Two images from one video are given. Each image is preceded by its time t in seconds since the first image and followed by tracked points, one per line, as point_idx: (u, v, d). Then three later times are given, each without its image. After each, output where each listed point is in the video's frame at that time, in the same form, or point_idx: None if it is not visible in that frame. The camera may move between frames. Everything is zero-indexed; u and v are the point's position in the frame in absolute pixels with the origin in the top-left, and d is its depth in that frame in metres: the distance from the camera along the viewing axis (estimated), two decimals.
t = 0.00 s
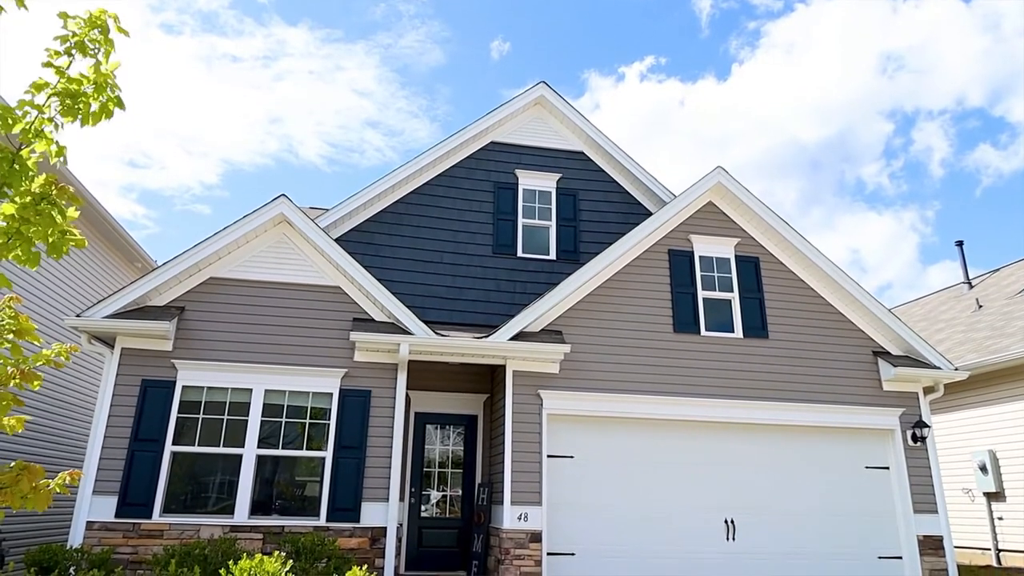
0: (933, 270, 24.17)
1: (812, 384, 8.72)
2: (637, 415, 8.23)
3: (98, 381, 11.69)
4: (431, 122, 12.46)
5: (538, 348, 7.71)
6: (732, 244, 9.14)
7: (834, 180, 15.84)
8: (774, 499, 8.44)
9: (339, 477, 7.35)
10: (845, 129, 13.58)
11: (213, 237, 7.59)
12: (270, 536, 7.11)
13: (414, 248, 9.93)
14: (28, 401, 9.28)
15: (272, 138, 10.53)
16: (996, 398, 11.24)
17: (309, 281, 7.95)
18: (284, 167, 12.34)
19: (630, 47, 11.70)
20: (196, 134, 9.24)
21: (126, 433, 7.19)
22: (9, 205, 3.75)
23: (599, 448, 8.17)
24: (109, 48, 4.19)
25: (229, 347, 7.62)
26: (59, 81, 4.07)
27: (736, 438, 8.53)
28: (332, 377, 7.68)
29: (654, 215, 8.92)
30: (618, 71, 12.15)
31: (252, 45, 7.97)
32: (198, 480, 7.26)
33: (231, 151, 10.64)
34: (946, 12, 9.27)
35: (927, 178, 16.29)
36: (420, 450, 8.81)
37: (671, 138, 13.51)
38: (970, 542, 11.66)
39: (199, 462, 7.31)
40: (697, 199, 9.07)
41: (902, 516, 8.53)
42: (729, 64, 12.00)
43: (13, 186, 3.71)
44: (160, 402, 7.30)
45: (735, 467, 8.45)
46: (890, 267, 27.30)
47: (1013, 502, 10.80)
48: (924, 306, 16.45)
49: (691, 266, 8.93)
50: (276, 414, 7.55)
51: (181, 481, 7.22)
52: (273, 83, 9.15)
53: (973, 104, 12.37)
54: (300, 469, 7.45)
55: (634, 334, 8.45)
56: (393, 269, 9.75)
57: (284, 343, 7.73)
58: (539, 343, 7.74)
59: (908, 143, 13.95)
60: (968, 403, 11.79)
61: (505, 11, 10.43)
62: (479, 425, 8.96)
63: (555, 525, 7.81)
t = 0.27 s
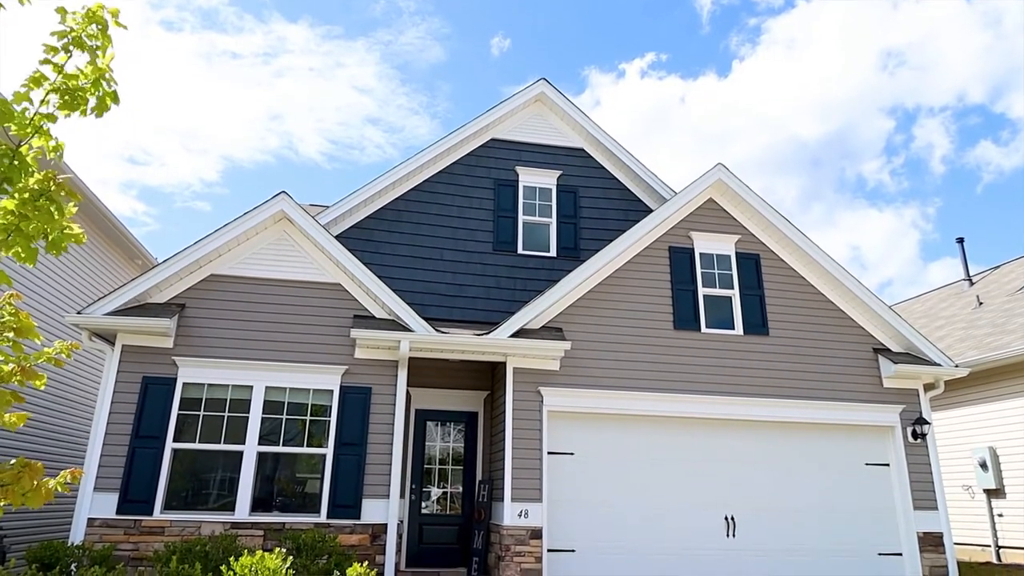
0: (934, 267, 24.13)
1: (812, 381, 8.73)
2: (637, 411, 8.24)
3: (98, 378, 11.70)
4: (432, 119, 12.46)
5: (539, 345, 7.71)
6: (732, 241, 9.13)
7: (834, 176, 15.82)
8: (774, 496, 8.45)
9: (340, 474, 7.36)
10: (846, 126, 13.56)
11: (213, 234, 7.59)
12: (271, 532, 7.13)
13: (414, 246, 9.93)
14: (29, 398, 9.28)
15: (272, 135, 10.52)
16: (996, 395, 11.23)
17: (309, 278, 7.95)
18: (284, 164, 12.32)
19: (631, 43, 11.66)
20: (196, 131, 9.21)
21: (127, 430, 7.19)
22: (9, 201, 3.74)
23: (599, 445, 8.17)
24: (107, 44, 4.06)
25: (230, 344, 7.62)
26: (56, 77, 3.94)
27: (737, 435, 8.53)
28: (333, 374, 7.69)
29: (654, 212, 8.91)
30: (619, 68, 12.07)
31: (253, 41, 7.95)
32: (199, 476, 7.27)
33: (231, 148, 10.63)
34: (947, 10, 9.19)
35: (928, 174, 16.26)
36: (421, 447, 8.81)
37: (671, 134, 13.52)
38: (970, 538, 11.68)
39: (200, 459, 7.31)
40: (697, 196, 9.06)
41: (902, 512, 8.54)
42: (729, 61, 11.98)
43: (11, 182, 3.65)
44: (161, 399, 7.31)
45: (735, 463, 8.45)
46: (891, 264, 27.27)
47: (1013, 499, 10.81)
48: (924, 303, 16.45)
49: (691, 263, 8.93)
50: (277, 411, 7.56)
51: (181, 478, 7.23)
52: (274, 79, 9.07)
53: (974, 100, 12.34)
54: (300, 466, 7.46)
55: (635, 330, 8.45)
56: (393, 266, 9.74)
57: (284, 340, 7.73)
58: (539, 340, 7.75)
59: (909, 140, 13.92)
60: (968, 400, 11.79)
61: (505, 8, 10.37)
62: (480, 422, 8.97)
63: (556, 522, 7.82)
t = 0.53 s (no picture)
0: (934, 264, 24.10)
1: (813, 379, 8.73)
2: (638, 409, 8.24)
3: (99, 376, 11.70)
4: (432, 116, 12.46)
5: (539, 342, 7.72)
6: (733, 238, 9.13)
7: (835, 173, 15.80)
8: (775, 493, 8.46)
9: (340, 470, 7.37)
10: (847, 123, 13.54)
11: (213, 232, 7.59)
12: (272, 529, 7.14)
13: (414, 243, 9.92)
14: (29, 397, 9.28)
15: (272, 133, 10.51)
16: (996, 392, 11.24)
17: (309, 276, 7.95)
18: (284, 162, 12.31)
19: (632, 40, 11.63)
20: (196, 128, 9.17)
21: (127, 427, 7.20)
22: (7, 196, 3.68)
23: (600, 442, 8.18)
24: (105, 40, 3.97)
25: (230, 341, 7.62)
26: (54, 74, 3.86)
27: (737, 432, 8.54)
28: (333, 371, 7.69)
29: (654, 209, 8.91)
30: (620, 64, 12.05)
31: (252, 37, 7.87)
32: (200, 474, 7.28)
33: (231, 145, 10.61)
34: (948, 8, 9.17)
35: (929, 172, 16.24)
36: (421, 444, 8.82)
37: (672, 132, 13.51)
38: (970, 535, 11.70)
39: (201, 456, 7.32)
40: (698, 193, 9.05)
41: (902, 509, 8.55)
42: (730, 58, 11.96)
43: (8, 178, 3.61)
44: (161, 397, 7.31)
45: (735, 461, 8.46)
46: (891, 261, 27.25)
47: (1013, 496, 10.82)
48: (925, 300, 16.45)
49: (692, 261, 8.93)
50: (277, 409, 7.57)
51: (182, 475, 7.24)
52: (274, 76, 9.09)
53: (975, 97, 12.32)
54: (301, 464, 7.47)
55: (635, 327, 8.45)
56: (394, 263, 9.74)
57: (285, 337, 7.73)
58: (539, 337, 7.75)
59: (910, 137, 13.90)
60: (968, 397, 11.79)
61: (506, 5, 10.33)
62: (480, 419, 8.97)
63: (556, 519, 7.83)
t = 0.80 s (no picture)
0: (936, 261, 24.08)
1: (813, 375, 8.74)
2: (638, 405, 8.25)
3: (100, 372, 11.71)
4: (432, 112, 12.46)
5: (540, 339, 7.72)
6: (733, 235, 9.12)
7: (836, 169, 15.78)
8: (775, 490, 8.47)
9: (341, 466, 7.38)
10: (848, 119, 13.52)
11: (214, 228, 7.59)
12: (273, 525, 7.15)
13: (415, 239, 9.92)
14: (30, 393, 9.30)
15: (272, 129, 10.51)
16: (996, 388, 11.25)
17: (310, 272, 7.95)
18: (285, 158, 12.29)
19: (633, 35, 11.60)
20: (197, 125, 9.16)
21: (128, 423, 7.21)
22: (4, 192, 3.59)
23: (600, 438, 8.19)
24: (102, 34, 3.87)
25: (231, 338, 7.63)
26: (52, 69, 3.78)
27: (737, 428, 8.55)
28: (334, 367, 7.70)
29: (655, 206, 8.91)
30: (621, 60, 12.06)
31: (251, 34, 7.69)
32: (201, 470, 7.30)
33: (231, 142, 10.59)
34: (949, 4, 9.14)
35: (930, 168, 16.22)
36: (422, 440, 8.83)
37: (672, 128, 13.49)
38: (970, 531, 11.72)
39: (202, 452, 7.33)
40: (698, 189, 9.05)
41: (902, 505, 8.56)
42: (731, 54, 11.95)
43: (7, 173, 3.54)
44: (162, 393, 7.32)
45: (735, 458, 8.46)
46: (892, 258, 27.23)
47: (1013, 492, 10.84)
48: (925, 296, 16.46)
49: (692, 257, 8.93)
50: (278, 405, 7.58)
51: (184, 471, 7.25)
52: (275, 72, 9.11)
53: (977, 93, 12.29)
54: (302, 460, 7.48)
55: (636, 324, 8.46)
56: (394, 259, 9.74)
57: (285, 333, 7.74)
58: (539, 333, 7.75)
59: (911, 133, 13.88)
60: (968, 393, 11.81)
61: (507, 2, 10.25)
62: (480, 416, 8.99)
63: (556, 515, 7.85)
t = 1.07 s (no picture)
0: (936, 258, 24.07)
1: (813, 372, 8.74)
2: (639, 402, 8.26)
3: (100, 369, 11.72)
4: (432, 109, 12.45)
5: (540, 336, 7.72)
6: (734, 232, 9.12)
7: (836, 166, 15.77)
8: (775, 487, 8.47)
9: (341, 464, 7.39)
10: (849, 116, 13.49)
11: (214, 225, 7.59)
12: (274, 522, 7.16)
13: (415, 237, 9.92)
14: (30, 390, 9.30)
15: (273, 126, 10.52)
16: (997, 385, 11.26)
17: (310, 270, 7.95)
18: (285, 155, 12.27)
19: (634, 33, 11.53)
20: (197, 122, 9.16)
21: (129, 420, 7.21)
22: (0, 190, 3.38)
23: (600, 435, 8.19)
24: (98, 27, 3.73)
25: (231, 335, 7.63)
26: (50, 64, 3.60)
27: (738, 425, 8.55)
28: (334, 365, 7.70)
29: (655, 203, 8.90)
30: (621, 58, 12.01)
31: (251, 30, 7.63)
32: (202, 467, 7.31)
33: (231, 139, 10.58)
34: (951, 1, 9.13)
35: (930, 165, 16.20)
36: (422, 438, 8.84)
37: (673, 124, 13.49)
38: (970, 528, 11.73)
39: (203, 450, 7.34)
40: (699, 186, 9.04)
41: (902, 502, 8.57)
42: (731, 51, 11.95)
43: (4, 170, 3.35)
44: (163, 390, 7.32)
45: (735, 456, 8.47)
46: (893, 255, 27.19)
47: (1013, 489, 10.85)
48: (926, 294, 16.45)
49: (693, 254, 8.93)
50: (279, 402, 7.58)
51: (185, 468, 7.26)
52: (274, 69, 9.02)
53: (978, 90, 12.27)
54: (302, 457, 7.49)
55: (637, 321, 8.46)
56: (395, 257, 9.74)
57: (286, 331, 7.74)
58: (540, 331, 7.75)
59: (912, 130, 13.85)
60: (969, 391, 11.81)
61: None
62: (481, 413, 9.00)
63: (556, 512, 7.85)
